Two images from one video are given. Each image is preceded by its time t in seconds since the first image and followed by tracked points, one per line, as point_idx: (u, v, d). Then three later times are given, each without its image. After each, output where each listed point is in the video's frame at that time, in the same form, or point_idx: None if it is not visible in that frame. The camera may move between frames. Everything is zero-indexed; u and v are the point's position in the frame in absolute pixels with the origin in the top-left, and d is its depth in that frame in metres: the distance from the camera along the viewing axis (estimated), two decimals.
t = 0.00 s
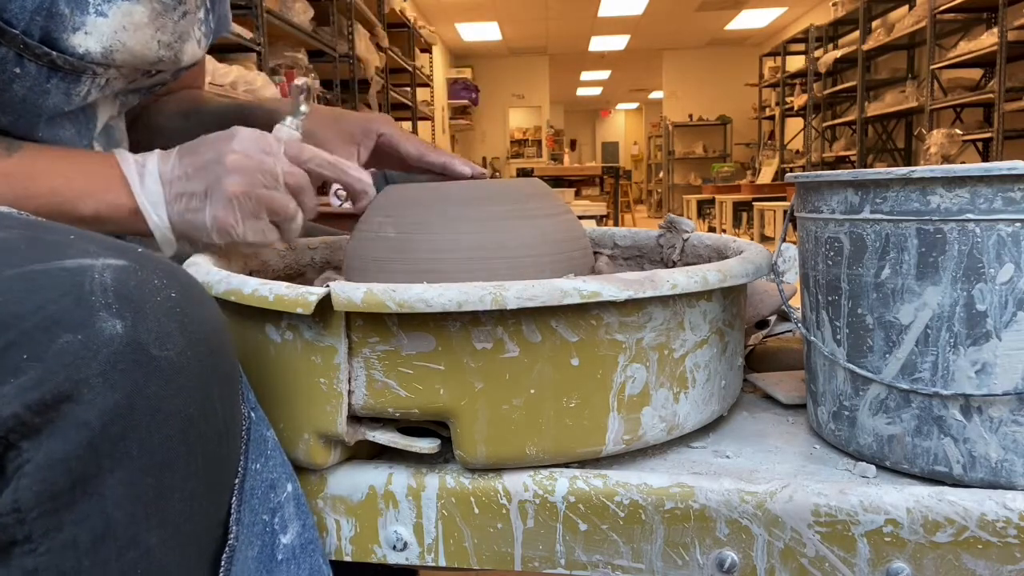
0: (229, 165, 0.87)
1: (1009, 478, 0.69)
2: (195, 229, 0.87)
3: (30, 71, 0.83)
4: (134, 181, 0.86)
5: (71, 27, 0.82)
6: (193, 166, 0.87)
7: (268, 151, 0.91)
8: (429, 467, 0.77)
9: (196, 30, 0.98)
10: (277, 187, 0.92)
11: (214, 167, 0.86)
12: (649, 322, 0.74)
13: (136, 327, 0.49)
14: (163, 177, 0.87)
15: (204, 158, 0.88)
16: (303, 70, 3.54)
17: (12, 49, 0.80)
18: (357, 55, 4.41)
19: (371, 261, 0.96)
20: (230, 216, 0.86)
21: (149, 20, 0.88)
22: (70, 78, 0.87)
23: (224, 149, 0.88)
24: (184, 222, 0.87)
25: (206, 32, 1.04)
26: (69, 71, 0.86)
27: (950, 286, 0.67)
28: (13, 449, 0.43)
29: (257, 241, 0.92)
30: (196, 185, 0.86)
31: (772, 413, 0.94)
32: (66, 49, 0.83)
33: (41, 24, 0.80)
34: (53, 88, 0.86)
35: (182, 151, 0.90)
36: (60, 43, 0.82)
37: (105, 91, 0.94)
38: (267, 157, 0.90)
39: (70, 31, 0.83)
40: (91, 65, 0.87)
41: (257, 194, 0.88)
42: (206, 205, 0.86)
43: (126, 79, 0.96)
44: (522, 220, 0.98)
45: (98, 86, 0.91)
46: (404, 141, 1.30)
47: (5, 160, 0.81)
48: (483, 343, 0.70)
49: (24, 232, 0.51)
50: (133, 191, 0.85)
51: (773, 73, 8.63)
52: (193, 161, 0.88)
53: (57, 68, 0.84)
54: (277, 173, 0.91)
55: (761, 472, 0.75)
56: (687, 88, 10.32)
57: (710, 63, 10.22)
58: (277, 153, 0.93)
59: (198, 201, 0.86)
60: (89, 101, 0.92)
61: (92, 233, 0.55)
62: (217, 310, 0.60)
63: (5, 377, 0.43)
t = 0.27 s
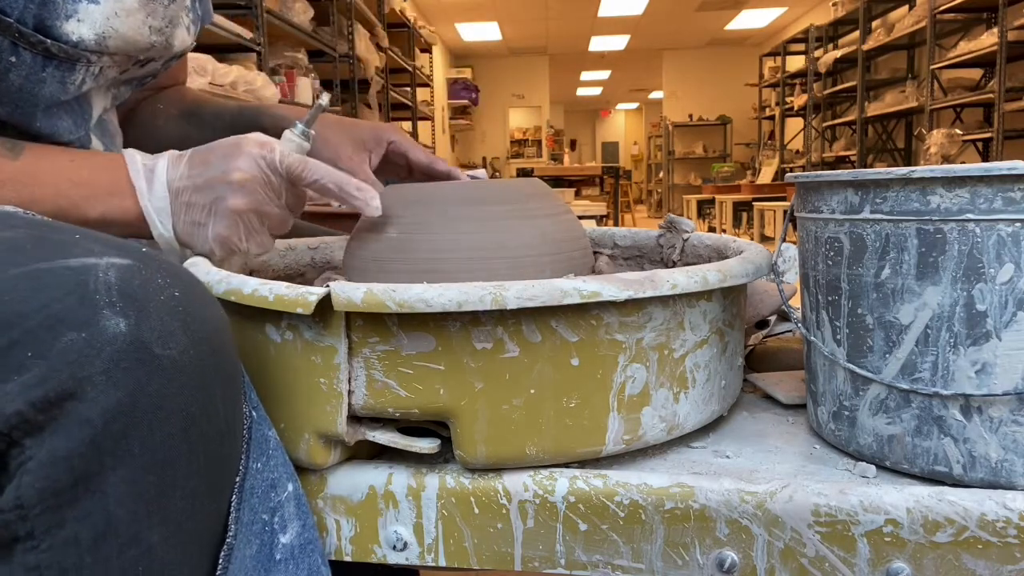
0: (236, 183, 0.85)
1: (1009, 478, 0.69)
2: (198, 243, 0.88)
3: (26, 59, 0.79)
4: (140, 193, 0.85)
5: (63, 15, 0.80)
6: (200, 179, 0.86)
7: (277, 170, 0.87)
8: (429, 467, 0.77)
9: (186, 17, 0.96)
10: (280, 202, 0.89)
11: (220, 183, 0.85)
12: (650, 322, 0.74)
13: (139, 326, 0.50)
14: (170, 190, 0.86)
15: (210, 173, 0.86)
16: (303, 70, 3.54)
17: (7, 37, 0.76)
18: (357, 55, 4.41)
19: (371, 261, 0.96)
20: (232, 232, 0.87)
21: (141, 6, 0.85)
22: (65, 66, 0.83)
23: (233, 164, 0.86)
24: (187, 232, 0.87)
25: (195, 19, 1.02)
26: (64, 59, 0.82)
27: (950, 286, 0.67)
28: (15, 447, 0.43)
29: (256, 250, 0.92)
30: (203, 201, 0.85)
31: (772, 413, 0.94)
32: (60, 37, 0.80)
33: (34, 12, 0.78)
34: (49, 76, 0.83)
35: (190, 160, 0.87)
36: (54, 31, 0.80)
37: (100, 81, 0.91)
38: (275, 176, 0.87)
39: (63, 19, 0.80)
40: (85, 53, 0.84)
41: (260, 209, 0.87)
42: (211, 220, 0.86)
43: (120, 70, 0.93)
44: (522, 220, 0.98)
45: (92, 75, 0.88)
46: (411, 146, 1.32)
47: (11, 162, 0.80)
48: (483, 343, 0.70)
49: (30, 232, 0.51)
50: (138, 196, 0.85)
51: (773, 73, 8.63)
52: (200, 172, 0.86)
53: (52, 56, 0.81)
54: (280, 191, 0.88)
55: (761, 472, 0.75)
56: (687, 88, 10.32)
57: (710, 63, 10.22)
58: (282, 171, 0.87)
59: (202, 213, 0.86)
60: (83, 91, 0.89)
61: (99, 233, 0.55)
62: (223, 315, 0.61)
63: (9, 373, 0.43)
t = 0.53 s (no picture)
0: (252, 194, 0.88)
1: (1009, 478, 0.69)
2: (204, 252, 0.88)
3: (29, 55, 0.79)
4: (152, 199, 0.86)
5: (64, 10, 0.80)
6: (216, 189, 0.89)
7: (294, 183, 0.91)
8: (429, 467, 0.77)
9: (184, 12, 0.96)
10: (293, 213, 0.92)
11: (236, 193, 0.87)
12: (650, 322, 0.74)
13: (138, 327, 0.50)
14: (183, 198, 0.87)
15: (226, 183, 0.88)
16: (302, 70, 3.53)
17: (10, 33, 0.76)
18: (357, 55, 4.41)
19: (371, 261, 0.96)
20: (244, 241, 0.88)
21: None
22: (68, 62, 0.83)
23: (250, 176, 0.89)
24: (195, 240, 0.88)
25: (194, 12, 1.01)
26: (66, 55, 0.82)
27: (951, 286, 0.67)
28: (14, 447, 0.44)
29: (265, 261, 0.93)
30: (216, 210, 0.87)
31: (772, 413, 0.94)
32: (62, 32, 0.80)
33: (36, 8, 0.78)
34: (51, 72, 0.82)
35: (204, 171, 0.90)
36: (57, 26, 0.80)
37: (101, 79, 0.91)
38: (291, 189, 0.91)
39: (64, 14, 0.80)
40: (87, 49, 0.83)
41: (273, 220, 0.90)
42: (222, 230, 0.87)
43: (121, 67, 0.93)
44: (522, 220, 0.98)
45: (95, 72, 0.88)
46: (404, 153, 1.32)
47: (21, 168, 0.78)
48: (483, 343, 0.70)
49: (29, 232, 0.52)
50: (149, 202, 0.86)
51: (773, 73, 8.63)
52: (217, 183, 0.89)
53: (54, 52, 0.81)
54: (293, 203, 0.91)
55: (761, 472, 0.75)
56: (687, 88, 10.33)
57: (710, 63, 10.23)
58: (298, 182, 0.91)
59: (215, 222, 0.88)
60: (85, 88, 0.89)
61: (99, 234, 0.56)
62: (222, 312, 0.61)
63: (8, 373, 0.44)
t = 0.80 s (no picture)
0: (252, 195, 0.88)
1: (1009, 478, 0.69)
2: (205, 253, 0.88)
3: (29, 56, 0.79)
4: (152, 200, 0.86)
5: (64, 10, 0.80)
6: (216, 191, 0.89)
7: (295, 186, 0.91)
8: (429, 467, 0.77)
9: (184, 12, 0.96)
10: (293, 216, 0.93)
11: (235, 194, 0.88)
12: (649, 322, 0.74)
13: (137, 327, 0.50)
14: (183, 198, 0.87)
15: (226, 184, 0.89)
16: (302, 70, 3.53)
17: (10, 33, 0.76)
18: (356, 55, 4.41)
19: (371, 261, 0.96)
20: (243, 242, 0.87)
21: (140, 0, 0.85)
22: (68, 63, 0.83)
23: (250, 177, 0.89)
24: (195, 241, 0.88)
25: (194, 12, 1.01)
26: (66, 56, 0.82)
27: (951, 286, 0.67)
28: (14, 447, 0.44)
29: (267, 264, 0.92)
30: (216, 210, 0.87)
31: (772, 413, 0.94)
32: (62, 33, 0.80)
33: (37, 8, 0.78)
34: (52, 73, 0.82)
35: (205, 173, 0.90)
36: (57, 27, 0.80)
37: (102, 79, 0.91)
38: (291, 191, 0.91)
39: (64, 15, 0.80)
40: (87, 49, 0.83)
41: (273, 222, 0.90)
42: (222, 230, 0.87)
43: (121, 67, 0.93)
44: (522, 220, 0.98)
45: (95, 72, 0.88)
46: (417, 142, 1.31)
47: (21, 169, 0.78)
48: (483, 343, 0.70)
49: (28, 232, 0.52)
50: (149, 203, 0.86)
51: (773, 73, 8.63)
52: (217, 185, 0.89)
53: (55, 53, 0.81)
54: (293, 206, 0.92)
55: (761, 472, 0.75)
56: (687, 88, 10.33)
57: (710, 63, 10.23)
58: (298, 185, 0.91)
59: (215, 223, 0.88)
60: (85, 88, 0.89)
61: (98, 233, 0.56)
62: (217, 307, 0.60)
63: (7, 373, 0.44)
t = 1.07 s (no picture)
0: (250, 195, 0.87)
1: (1009, 478, 0.69)
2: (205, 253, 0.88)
3: (27, 55, 0.79)
4: (153, 200, 0.86)
5: (63, 10, 0.79)
6: (214, 190, 0.88)
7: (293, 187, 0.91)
8: (429, 467, 0.77)
9: (183, 10, 0.95)
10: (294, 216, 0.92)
11: (234, 195, 0.87)
12: (649, 322, 0.74)
13: (142, 326, 0.50)
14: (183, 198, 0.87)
15: (225, 184, 0.88)
16: (302, 70, 3.53)
17: (9, 32, 0.76)
18: (356, 55, 4.41)
19: (371, 261, 0.96)
20: (243, 243, 0.87)
21: None
22: (67, 62, 0.83)
23: (248, 177, 0.89)
24: (195, 241, 0.88)
25: (194, 9, 1.01)
26: (65, 55, 0.82)
27: (951, 286, 0.67)
28: (18, 446, 0.43)
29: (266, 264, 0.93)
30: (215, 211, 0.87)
31: (772, 413, 0.94)
32: (61, 32, 0.80)
33: (35, 8, 0.77)
34: (50, 72, 0.82)
35: (205, 171, 0.90)
36: (56, 26, 0.79)
37: (101, 78, 0.91)
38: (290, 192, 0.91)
39: (63, 14, 0.80)
40: (86, 49, 0.83)
41: (272, 223, 0.89)
42: (222, 231, 0.87)
43: (121, 66, 0.93)
44: (523, 220, 0.98)
45: (94, 71, 0.87)
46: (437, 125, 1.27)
47: (21, 169, 0.78)
48: (483, 343, 0.70)
49: (30, 231, 0.52)
50: (149, 202, 0.86)
51: (773, 73, 8.63)
52: (215, 184, 0.89)
53: (53, 52, 0.81)
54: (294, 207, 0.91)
55: (761, 472, 0.75)
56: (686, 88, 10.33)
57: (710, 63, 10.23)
58: (298, 185, 0.91)
59: (213, 223, 0.87)
60: (85, 87, 0.89)
61: (100, 232, 0.56)
62: (223, 312, 0.60)
63: (12, 371, 0.43)
